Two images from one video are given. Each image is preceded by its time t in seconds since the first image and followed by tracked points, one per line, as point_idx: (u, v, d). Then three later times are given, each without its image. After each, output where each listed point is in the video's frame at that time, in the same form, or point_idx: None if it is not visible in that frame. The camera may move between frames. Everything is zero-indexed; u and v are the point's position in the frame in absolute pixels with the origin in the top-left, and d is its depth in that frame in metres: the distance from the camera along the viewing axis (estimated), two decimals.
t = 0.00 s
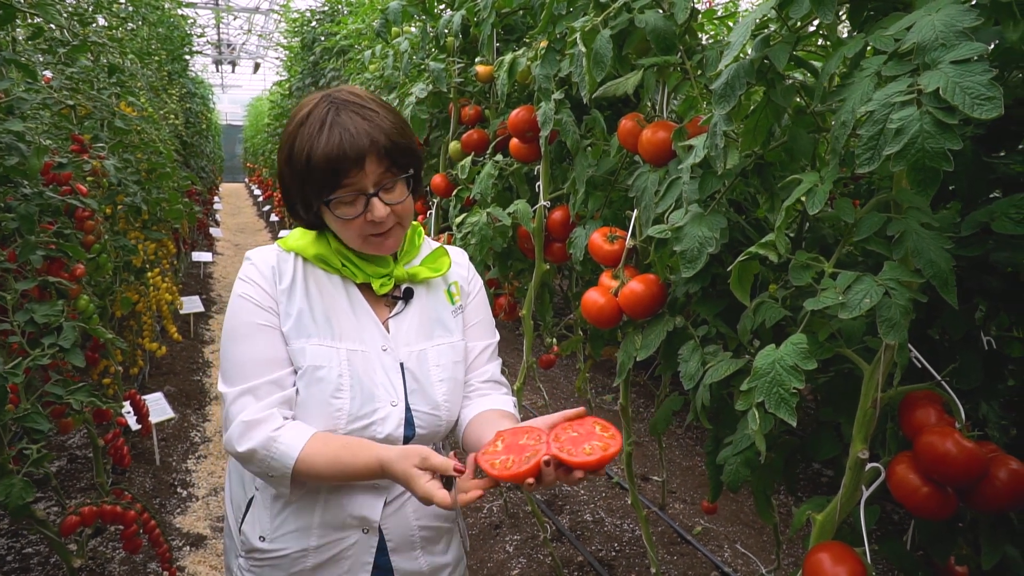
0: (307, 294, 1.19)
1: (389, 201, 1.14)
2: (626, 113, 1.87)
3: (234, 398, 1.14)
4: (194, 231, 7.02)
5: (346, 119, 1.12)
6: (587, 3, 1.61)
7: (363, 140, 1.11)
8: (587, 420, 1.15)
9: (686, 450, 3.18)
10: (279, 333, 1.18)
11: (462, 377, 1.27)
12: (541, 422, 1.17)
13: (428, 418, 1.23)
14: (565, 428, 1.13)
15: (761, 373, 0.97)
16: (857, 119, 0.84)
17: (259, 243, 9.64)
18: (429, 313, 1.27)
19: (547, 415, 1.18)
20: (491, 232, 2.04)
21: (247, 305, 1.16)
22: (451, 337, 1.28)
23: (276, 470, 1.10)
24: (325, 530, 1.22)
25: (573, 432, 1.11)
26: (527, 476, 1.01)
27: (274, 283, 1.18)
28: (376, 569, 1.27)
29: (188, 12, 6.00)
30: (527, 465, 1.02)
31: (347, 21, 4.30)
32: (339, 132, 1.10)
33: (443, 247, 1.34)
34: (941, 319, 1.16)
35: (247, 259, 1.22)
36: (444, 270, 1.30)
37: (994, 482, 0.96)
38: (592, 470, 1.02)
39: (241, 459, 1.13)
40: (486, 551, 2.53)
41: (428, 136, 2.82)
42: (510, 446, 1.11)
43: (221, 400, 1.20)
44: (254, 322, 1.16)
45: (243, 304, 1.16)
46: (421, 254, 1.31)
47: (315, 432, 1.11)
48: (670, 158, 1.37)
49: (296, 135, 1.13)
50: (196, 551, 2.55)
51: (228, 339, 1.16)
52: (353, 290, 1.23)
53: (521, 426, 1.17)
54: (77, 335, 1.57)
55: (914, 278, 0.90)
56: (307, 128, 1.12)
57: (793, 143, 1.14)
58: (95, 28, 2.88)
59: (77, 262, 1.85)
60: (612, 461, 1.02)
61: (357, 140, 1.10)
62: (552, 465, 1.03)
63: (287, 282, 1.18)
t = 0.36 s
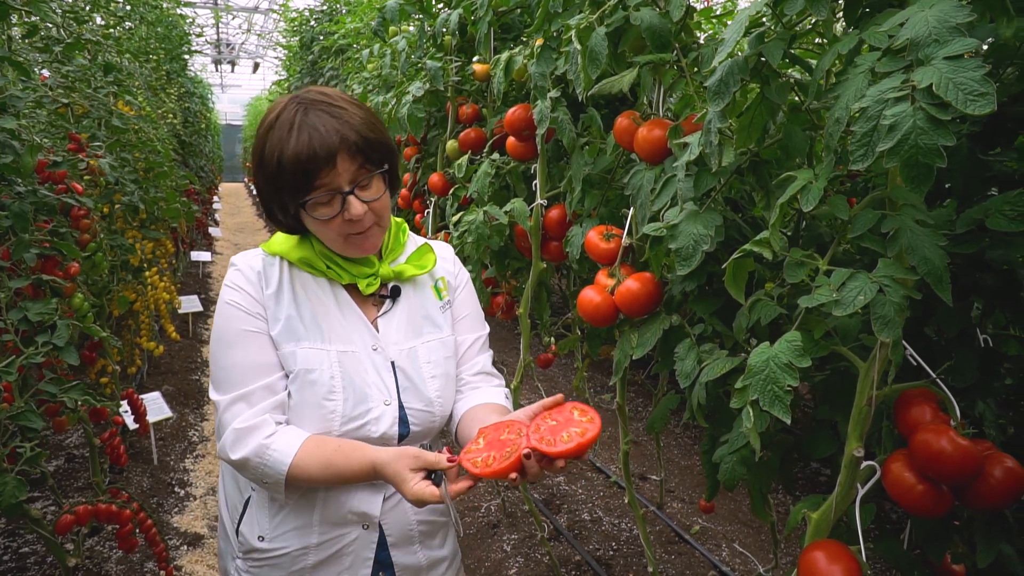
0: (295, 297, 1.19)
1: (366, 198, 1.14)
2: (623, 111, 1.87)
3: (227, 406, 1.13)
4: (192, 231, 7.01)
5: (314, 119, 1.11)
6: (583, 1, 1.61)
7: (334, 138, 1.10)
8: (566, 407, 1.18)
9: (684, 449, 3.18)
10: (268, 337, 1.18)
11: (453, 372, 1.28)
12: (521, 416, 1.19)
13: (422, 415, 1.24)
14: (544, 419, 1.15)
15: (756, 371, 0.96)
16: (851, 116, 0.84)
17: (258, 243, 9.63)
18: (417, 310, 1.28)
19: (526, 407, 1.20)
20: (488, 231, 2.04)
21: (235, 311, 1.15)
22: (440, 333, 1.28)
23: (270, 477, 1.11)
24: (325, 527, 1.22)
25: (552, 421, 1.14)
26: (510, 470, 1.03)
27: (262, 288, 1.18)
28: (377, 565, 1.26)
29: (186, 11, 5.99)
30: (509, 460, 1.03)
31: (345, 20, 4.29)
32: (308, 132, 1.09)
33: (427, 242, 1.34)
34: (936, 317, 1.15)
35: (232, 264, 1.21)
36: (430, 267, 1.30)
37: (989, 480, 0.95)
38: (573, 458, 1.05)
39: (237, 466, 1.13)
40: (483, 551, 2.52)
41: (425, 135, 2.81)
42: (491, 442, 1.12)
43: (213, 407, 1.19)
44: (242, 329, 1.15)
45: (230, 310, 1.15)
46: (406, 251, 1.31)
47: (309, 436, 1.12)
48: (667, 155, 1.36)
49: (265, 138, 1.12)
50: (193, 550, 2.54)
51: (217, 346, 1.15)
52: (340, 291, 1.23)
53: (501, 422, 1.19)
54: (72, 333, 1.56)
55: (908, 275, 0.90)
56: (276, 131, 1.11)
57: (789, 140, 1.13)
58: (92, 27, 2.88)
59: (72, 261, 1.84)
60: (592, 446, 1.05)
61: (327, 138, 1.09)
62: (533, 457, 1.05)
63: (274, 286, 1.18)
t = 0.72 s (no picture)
0: (283, 300, 1.19)
1: (352, 190, 1.14)
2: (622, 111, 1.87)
3: (221, 414, 1.13)
4: (191, 231, 7.01)
5: (303, 111, 1.11)
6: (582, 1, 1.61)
7: (321, 129, 1.10)
8: (560, 402, 1.20)
9: (684, 449, 3.18)
10: (258, 342, 1.17)
11: (443, 365, 1.29)
12: (515, 411, 1.20)
13: (416, 410, 1.24)
14: (538, 414, 1.18)
15: (753, 370, 0.96)
16: (848, 115, 0.84)
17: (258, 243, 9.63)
18: (405, 307, 1.28)
19: (520, 402, 1.21)
20: (486, 231, 2.04)
21: (223, 318, 1.15)
22: (428, 328, 1.29)
23: (272, 483, 1.11)
24: (329, 525, 1.22)
25: (547, 416, 1.16)
26: (511, 467, 1.04)
27: (249, 294, 1.18)
28: (380, 560, 1.26)
29: (186, 10, 5.98)
30: (508, 458, 1.05)
31: (345, 20, 4.29)
32: (296, 123, 1.10)
33: (410, 238, 1.35)
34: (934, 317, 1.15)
35: (216, 271, 1.21)
36: (414, 262, 1.31)
37: (987, 480, 0.95)
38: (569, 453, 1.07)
39: (236, 473, 1.12)
40: (482, 551, 2.52)
41: (425, 135, 2.81)
42: (488, 438, 1.13)
43: (206, 415, 1.19)
44: (231, 335, 1.15)
45: (218, 318, 1.15)
46: (389, 248, 1.32)
47: (308, 438, 1.12)
48: (665, 155, 1.36)
49: (252, 129, 1.12)
50: (192, 550, 2.54)
51: (206, 354, 1.15)
52: (327, 291, 1.23)
53: (496, 416, 1.20)
54: (70, 332, 1.56)
55: (906, 275, 0.89)
56: (263, 122, 1.11)
57: (787, 139, 1.12)
58: (91, 27, 2.88)
59: (71, 260, 1.84)
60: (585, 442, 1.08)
61: (314, 129, 1.10)
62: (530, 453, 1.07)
63: (261, 291, 1.18)
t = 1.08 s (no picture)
0: (287, 296, 1.18)
1: (359, 172, 1.17)
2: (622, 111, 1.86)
3: (224, 410, 1.11)
4: (192, 231, 7.00)
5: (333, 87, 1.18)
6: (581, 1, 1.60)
7: (345, 106, 1.16)
8: (567, 401, 1.23)
9: (684, 449, 3.18)
10: (262, 338, 1.16)
11: (442, 365, 1.30)
12: (521, 406, 1.22)
13: (418, 408, 1.25)
14: (546, 412, 1.20)
15: (752, 371, 0.96)
16: (847, 115, 0.84)
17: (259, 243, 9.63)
18: (407, 306, 1.29)
19: (526, 398, 1.23)
20: (486, 231, 2.03)
21: (228, 313, 1.13)
22: (429, 328, 1.30)
23: (276, 479, 1.10)
24: (331, 526, 1.21)
25: (555, 414, 1.18)
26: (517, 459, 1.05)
27: (253, 290, 1.17)
28: (381, 559, 1.26)
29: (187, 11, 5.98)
30: (516, 449, 1.06)
31: (345, 20, 4.28)
32: (323, 95, 1.16)
33: (411, 240, 1.35)
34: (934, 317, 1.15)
35: (218, 266, 1.19)
36: (416, 263, 1.32)
37: (987, 481, 0.95)
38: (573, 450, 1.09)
39: (238, 470, 1.11)
40: (482, 551, 2.52)
41: (424, 135, 2.81)
42: (494, 430, 1.14)
43: (205, 411, 1.17)
44: (236, 331, 1.13)
45: (222, 312, 1.13)
46: (390, 249, 1.32)
47: (314, 434, 1.11)
48: (664, 154, 1.36)
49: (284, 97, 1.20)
50: (192, 550, 2.54)
51: (209, 349, 1.13)
52: (330, 287, 1.22)
53: (501, 410, 1.21)
54: (68, 332, 1.56)
55: (905, 275, 0.89)
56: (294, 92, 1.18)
57: (785, 139, 1.12)
58: (91, 27, 2.88)
59: (69, 261, 1.84)
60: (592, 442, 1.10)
61: (338, 103, 1.16)
62: (536, 448, 1.09)
63: (266, 287, 1.17)
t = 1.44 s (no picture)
0: (293, 291, 1.18)
1: (365, 162, 1.18)
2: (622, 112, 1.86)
3: (230, 402, 1.11)
4: (194, 231, 7.01)
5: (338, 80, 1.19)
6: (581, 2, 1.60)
7: (350, 97, 1.17)
8: (570, 387, 1.23)
9: (685, 450, 3.18)
10: (269, 331, 1.16)
11: (446, 363, 1.31)
12: (525, 391, 1.22)
13: (422, 404, 1.25)
14: (549, 396, 1.20)
15: (750, 374, 0.96)
16: (845, 117, 0.84)
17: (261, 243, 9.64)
18: (412, 303, 1.29)
19: (530, 384, 1.24)
20: (486, 232, 2.03)
21: (235, 306, 1.13)
22: (433, 326, 1.31)
23: (281, 470, 1.09)
24: (334, 526, 1.21)
25: (558, 398, 1.19)
26: (519, 441, 1.06)
27: (260, 285, 1.17)
28: (385, 559, 1.27)
29: (190, 11, 5.98)
30: (518, 432, 1.06)
31: (347, 20, 4.28)
32: (329, 87, 1.17)
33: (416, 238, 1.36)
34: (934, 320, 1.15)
35: (225, 261, 1.19)
36: (421, 260, 1.32)
37: (986, 484, 0.94)
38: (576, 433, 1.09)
39: (243, 462, 1.10)
40: (482, 552, 2.52)
41: (425, 137, 2.81)
42: (498, 413, 1.14)
43: (211, 404, 1.16)
44: (243, 324, 1.13)
45: (230, 305, 1.13)
46: (396, 247, 1.33)
47: (319, 425, 1.10)
48: (664, 156, 1.36)
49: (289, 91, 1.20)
50: (193, 550, 2.54)
51: (216, 342, 1.13)
52: (336, 282, 1.23)
53: (506, 395, 1.21)
54: (68, 334, 1.57)
55: (903, 278, 0.89)
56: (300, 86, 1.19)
57: (784, 141, 1.12)
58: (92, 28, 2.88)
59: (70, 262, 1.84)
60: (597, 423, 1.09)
61: (344, 95, 1.17)
62: (539, 430, 1.09)
63: (273, 282, 1.17)
